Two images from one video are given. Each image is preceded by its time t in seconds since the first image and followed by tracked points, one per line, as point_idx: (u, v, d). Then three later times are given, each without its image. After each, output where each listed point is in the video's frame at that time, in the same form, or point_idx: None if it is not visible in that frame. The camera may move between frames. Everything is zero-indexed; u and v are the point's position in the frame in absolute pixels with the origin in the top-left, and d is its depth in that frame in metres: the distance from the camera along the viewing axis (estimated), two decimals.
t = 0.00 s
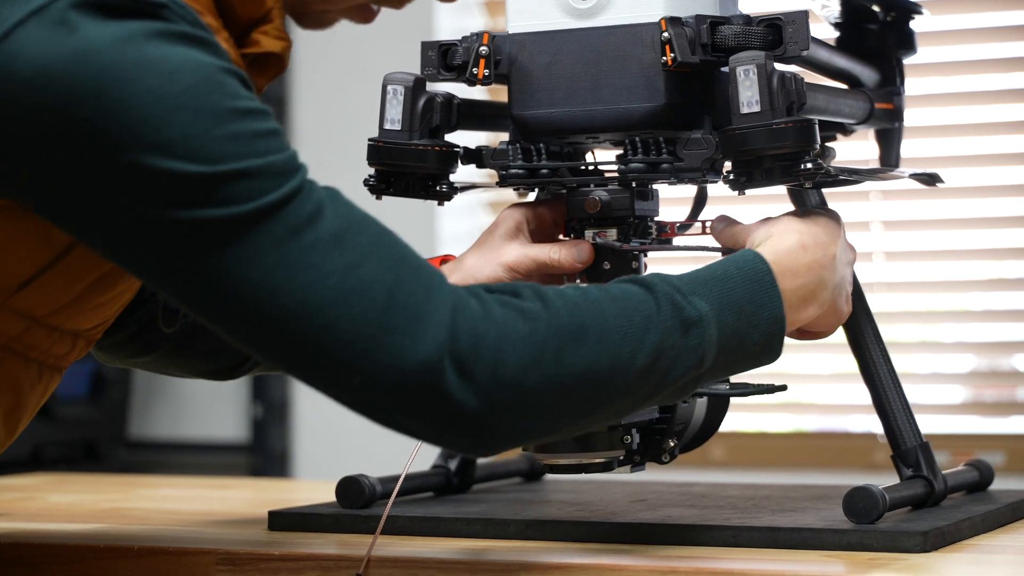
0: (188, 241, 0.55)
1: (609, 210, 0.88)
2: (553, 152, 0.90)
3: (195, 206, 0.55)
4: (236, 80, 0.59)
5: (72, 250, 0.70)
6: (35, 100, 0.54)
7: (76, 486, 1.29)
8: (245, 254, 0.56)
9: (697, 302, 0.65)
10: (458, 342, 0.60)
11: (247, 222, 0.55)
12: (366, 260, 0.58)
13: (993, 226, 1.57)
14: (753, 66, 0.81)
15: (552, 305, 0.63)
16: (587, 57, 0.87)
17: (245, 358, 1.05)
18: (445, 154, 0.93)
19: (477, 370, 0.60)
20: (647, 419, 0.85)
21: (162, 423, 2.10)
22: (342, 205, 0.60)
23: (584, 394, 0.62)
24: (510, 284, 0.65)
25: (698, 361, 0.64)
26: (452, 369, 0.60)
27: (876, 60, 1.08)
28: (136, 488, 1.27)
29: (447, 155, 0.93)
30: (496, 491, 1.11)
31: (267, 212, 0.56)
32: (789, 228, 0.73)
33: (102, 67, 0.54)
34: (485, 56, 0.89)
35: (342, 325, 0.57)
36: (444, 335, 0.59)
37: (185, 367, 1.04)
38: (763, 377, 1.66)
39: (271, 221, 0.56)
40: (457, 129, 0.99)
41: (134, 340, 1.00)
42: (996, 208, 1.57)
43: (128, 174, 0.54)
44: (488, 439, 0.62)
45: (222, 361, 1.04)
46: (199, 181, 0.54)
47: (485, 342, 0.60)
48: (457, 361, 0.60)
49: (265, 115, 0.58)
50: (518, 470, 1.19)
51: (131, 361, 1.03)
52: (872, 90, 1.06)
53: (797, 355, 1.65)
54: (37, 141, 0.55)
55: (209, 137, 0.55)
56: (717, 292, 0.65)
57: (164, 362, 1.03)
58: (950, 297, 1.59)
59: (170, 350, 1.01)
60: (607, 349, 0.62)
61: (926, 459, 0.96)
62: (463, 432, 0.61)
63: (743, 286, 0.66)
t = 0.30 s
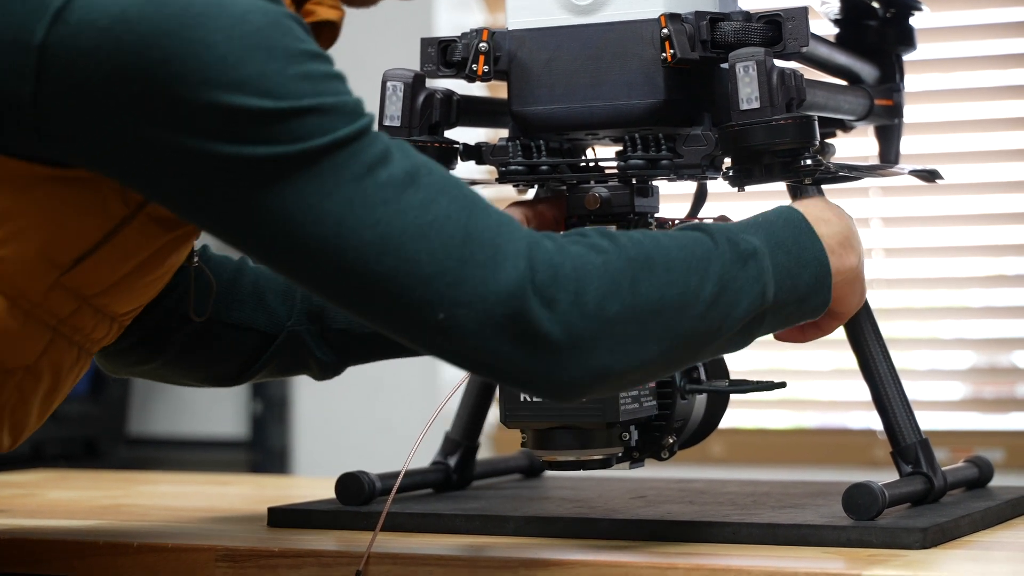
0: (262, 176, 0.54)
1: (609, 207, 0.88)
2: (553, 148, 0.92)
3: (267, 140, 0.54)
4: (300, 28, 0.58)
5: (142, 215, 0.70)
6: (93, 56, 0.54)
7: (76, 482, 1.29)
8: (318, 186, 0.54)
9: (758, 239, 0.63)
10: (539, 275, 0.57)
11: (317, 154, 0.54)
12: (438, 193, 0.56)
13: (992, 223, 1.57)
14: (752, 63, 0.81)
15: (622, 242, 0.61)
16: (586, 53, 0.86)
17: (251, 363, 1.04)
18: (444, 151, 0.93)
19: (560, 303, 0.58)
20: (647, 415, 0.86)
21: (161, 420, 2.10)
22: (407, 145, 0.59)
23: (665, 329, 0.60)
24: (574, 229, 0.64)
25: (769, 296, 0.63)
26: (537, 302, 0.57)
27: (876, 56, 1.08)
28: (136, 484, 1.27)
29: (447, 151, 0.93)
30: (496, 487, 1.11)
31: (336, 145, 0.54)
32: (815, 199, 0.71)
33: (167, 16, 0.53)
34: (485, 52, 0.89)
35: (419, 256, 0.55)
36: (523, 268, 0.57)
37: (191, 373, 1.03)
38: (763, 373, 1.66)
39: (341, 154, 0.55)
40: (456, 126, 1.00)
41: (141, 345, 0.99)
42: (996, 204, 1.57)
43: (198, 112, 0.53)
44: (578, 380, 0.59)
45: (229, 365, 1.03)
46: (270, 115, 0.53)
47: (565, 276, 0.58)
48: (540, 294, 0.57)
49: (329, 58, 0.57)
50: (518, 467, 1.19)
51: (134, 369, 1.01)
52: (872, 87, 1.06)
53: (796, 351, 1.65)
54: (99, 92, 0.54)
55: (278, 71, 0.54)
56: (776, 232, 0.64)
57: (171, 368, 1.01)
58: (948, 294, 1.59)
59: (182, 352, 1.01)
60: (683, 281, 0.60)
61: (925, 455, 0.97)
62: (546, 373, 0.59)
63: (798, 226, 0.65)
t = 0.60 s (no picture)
0: (315, 113, 0.57)
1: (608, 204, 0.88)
2: (551, 144, 0.92)
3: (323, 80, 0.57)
4: None
5: (175, 187, 0.71)
6: (127, 27, 0.57)
7: (75, 479, 1.29)
8: (370, 122, 0.58)
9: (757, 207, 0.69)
10: (579, 217, 0.61)
11: (368, 92, 0.58)
12: (484, 138, 0.60)
13: (991, 220, 1.57)
14: (751, 60, 0.81)
15: (646, 196, 0.65)
16: (586, 50, 0.86)
17: (256, 363, 1.03)
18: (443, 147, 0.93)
19: (595, 246, 0.61)
20: (644, 413, 0.85)
21: (160, 416, 2.10)
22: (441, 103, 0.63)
23: (698, 273, 0.64)
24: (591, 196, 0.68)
25: (772, 257, 0.67)
26: (581, 241, 0.61)
27: (874, 53, 1.08)
28: (135, 481, 1.27)
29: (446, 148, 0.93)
30: (495, 484, 1.12)
31: (385, 85, 0.58)
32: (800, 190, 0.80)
33: None
34: (484, 49, 0.89)
35: (470, 190, 0.59)
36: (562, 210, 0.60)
37: (198, 374, 1.03)
38: (762, 370, 1.66)
39: (390, 97, 0.58)
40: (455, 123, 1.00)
41: (147, 345, 1.00)
42: (996, 201, 1.57)
43: (249, 51, 0.56)
44: (625, 322, 0.62)
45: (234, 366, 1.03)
46: (323, 51, 0.57)
47: (598, 220, 0.62)
48: (584, 233, 0.61)
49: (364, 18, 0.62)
50: (517, 464, 1.19)
51: (140, 372, 1.02)
52: (871, 83, 1.06)
53: (795, 348, 1.65)
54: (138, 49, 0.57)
55: (326, 17, 0.58)
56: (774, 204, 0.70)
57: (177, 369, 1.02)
58: (947, 291, 1.59)
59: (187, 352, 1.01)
60: (703, 232, 0.64)
61: (924, 453, 0.96)
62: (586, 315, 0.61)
63: (785, 206, 0.71)
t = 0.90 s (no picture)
0: (314, 94, 0.58)
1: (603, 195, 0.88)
2: (546, 137, 0.92)
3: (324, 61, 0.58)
4: None
5: (169, 176, 0.71)
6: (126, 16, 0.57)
7: (70, 472, 1.29)
8: (370, 104, 0.58)
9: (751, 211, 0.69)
10: (575, 208, 0.62)
11: (368, 75, 0.59)
12: (480, 128, 0.61)
13: (986, 212, 1.57)
14: (746, 52, 0.81)
15: (643, 192, 0.66)
16: (580, 42, 0.86)
17: (252, 360, 1.03)
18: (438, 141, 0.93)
19: (591, 233, 0.61)
20: (638, 405, 0.85)
21: (155, 409, 2.10)
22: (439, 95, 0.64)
23: (693, 268, 0.64)
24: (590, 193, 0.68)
25: (765, 261, 0.67)
26: (578, 231, 0.61)
27: (869, 45, 1.08)
28: (129, 474, 1.27)
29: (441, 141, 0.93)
30: (490, 477, 1.12)
31: (383, 69, 0.59)
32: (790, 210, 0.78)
33: None
34: (479, 41, 0.89)
35: (469, 171, 0.59)
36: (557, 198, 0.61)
37: (193, 371, 1.03)
38: (757, 362, 1.67)
39: (389, 83, 0.59)
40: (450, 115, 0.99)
41: (143, 342, 1.00)
42: (990, 193, 1.57)
43: (252, 30, 0.57)
44: (620, 314, 0.62)
45: (230, 362, 1.02)
46: (323, 32, 0.58)
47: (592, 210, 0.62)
48: (580, 223, 0.61)
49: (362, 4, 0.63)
50: (512, 456, 1.19)
51: (136, 368, 1.02)
52: (866, 76, 1.06)
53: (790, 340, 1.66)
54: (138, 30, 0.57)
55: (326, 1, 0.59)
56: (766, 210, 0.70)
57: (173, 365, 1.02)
58: (941, 283, 1.60)
59: (183, 348, 1.01)
60: (697, 229, 0.65)
61: (919, 445, 0.96)
62: (582, 301, 0.61)
63: (781, 211, 0.71)
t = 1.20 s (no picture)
0: None
1: (601, 194, 0.88)
2: (544, 135, 0.91)
3: (102, 66, 0.40)
4: None
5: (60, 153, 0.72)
6: None
7: (69, 470, 1.29)
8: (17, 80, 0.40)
9: (557, 313, 0.46)
10: (263, 278, 0.42)
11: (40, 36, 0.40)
12: (149, 140, 0.41)
13: (985, 210, 1.56)
14: (744, 50, 0.80)
15: (388, 292, 0.45)
16: (579, 41, 0.86)
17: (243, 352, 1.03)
18: (436, 138, 0.93)
19: (299, 317, 0.43)
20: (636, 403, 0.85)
21: (154, 407, 2.10)
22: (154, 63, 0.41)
23: (441, 385, 0.45)
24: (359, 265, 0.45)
25: (568, 382, 0.45)
26: (248, 313, 0.42)
27: (868, 44, 1.08)
28: (128, 472, 1.27)
29: (439, 139, 0.93)
30: (489, 475, 1.12)
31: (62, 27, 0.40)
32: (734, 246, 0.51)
33: None
34: (478, 39, 0.89)
35: (186, 247, 0.41)
36: (296, 287, 0.43)
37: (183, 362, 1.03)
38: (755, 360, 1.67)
39: (182, 116, 0.41)
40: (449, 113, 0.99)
41: (132, 332, 1.01)
42: (990, 191, 1.57)
43: None
44: (279, 418, 0.44)
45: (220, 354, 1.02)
46: None
47: (336, 311, 0.44)
48: (258, 301, 0.42)
49: None
50: (510, 455, 1.19)
51: (126, 356, 1.03)
52: (865, 74, 1.07)
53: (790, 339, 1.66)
54: None
55: None
56: (585, 304, 0.46)
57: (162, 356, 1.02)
58: (940, 281, 1.60)
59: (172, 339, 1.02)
60: (439, 345, 0.44)
61: (918, 444, 0.97)
62: (281, 421, 0.45)
63: (607, 307, 0.46)
